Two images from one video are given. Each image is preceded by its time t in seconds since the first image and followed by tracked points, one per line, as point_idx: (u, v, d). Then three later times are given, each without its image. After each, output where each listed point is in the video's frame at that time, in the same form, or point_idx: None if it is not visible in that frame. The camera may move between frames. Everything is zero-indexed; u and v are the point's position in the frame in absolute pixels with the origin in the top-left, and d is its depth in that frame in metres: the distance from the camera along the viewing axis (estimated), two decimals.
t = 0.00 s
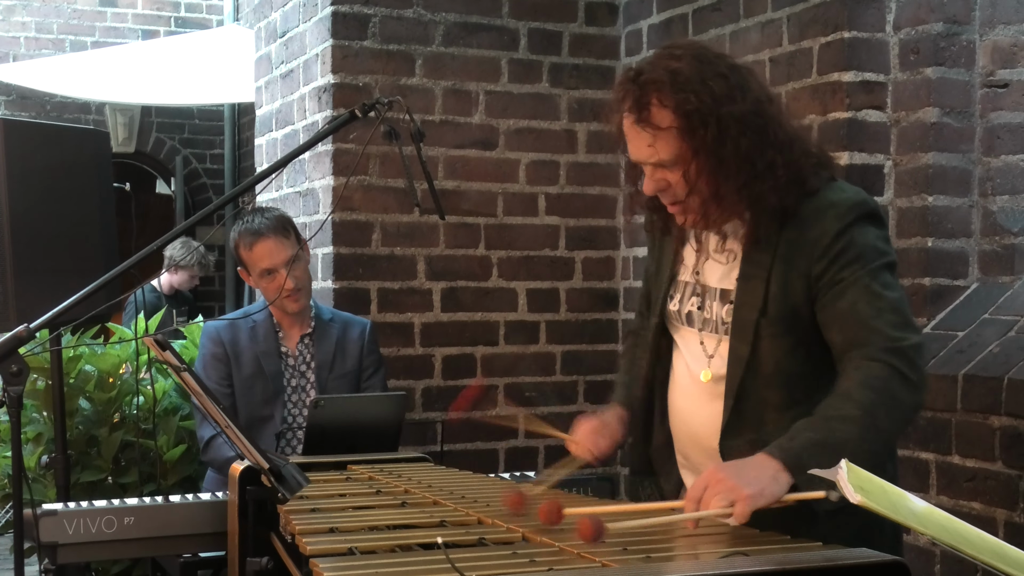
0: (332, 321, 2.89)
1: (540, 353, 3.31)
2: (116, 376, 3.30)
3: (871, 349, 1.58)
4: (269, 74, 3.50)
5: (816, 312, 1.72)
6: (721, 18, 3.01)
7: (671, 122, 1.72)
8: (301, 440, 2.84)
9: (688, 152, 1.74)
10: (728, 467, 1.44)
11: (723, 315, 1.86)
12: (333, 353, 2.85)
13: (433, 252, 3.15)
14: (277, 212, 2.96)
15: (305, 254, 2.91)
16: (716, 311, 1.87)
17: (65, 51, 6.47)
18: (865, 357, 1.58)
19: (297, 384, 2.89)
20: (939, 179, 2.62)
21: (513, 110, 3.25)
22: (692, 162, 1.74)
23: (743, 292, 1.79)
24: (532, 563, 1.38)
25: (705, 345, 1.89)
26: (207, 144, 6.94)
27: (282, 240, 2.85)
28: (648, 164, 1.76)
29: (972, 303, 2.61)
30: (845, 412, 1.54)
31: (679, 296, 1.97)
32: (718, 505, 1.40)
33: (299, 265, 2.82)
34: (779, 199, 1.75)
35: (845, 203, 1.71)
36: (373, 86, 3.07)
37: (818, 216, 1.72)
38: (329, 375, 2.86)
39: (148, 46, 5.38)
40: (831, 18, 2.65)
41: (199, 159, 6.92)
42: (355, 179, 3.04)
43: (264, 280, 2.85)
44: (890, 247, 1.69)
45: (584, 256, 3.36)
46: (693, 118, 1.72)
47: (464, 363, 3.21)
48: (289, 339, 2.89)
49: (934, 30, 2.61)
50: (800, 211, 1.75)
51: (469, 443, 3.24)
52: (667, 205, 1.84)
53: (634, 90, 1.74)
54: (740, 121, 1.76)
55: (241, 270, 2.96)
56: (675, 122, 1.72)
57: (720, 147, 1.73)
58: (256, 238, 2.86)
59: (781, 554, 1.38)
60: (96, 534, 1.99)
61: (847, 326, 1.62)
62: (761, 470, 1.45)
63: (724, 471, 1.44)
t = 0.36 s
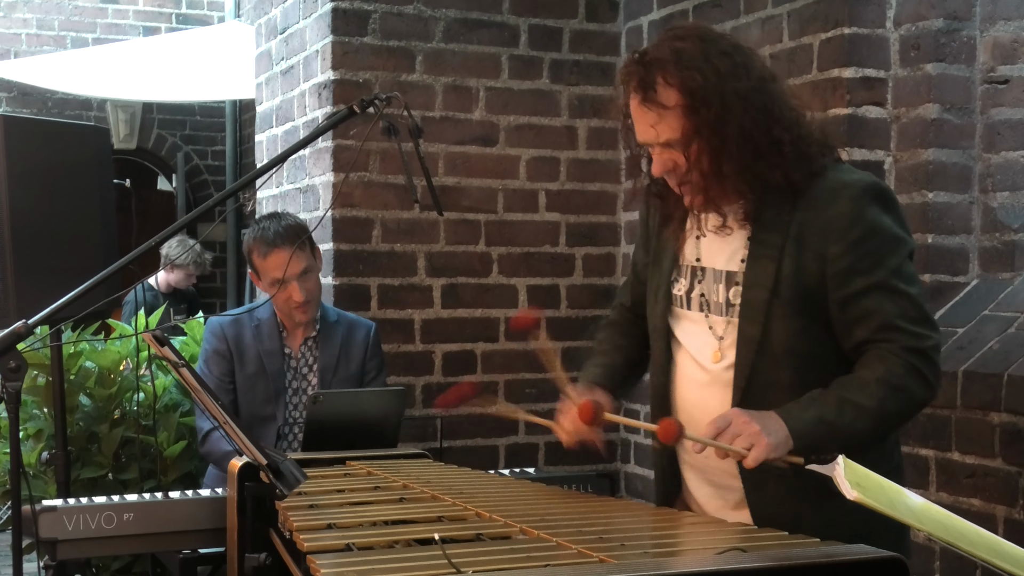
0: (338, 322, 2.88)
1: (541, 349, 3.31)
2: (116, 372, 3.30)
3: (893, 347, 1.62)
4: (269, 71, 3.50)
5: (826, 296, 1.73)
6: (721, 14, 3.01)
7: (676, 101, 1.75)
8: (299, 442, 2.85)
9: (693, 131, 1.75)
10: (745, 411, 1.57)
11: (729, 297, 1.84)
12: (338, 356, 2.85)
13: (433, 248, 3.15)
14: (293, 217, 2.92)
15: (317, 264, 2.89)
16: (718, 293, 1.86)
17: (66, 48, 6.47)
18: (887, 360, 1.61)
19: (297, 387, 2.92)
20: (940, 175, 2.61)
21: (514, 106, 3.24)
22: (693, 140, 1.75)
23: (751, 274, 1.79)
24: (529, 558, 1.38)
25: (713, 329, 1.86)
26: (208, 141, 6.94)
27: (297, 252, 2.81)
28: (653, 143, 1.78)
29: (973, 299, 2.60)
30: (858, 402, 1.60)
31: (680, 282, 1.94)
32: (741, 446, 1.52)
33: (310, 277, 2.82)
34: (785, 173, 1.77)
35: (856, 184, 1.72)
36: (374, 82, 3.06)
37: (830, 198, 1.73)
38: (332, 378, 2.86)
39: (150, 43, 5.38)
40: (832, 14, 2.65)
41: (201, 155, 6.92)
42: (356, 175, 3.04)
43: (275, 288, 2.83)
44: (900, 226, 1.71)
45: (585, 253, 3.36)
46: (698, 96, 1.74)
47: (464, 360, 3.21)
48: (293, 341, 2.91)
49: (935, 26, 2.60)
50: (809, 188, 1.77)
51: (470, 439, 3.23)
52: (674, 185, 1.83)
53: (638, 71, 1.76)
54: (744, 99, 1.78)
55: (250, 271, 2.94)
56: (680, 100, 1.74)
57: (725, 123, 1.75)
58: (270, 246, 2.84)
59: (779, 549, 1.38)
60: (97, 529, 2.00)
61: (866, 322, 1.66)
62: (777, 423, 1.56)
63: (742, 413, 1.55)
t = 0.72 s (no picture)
0: (340, 324, 2.88)
1: (542, 345, 3.31)
2: (116, 367, 3.30)
3: (905, 337, 1.61)
4: (270, 66, 3.49)
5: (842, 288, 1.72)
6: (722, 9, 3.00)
7: (719, 79, 1.72)
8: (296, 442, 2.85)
9: (732, 111, 1.72)
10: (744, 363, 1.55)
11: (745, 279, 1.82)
12: (339, 358, 2.85)
13: (434, 244, 3.14)
14: (298, 225, 2.93)
15: (321, 272, 2.89)
16: (739, 274, 1.84)
17: (68, 42, 6.47)
18: (893, 350, 1.60)
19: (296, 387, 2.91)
20: (941, 171, 2.61)
21: (514, 101, 3.24)
22: (729, 120, 1.73)
23: (767, 257, 1.77)
24: (526, 554, 1.38)
25: (724, 308, 1.85)
26: (210, 136, 6.94)
27: (302, 258, 2.81)
28: (687, 117, 1.75)
29: (974, 295, 2.60)
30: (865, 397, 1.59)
31: (693, 258, 1.94)
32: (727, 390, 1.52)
33: (315, 283, 2.82)
34: (807, 170, 1.74)
35: (882, 183, 1.70)
36: (374, 77, 3.06)
37: (856, 193, 1.71)
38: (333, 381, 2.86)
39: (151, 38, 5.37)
40: (832, 9, 2.64)
41: (202, 150, 6.92)
42: (356, 170, 3.04)
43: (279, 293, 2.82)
44: (918, 233, 1.70)
45: (585, 248, 3.35)
46: (742, 76, 1.71)
47: (465, 355, 3.21)
48: (293, 341, 2.91)
49: (935, 21, 2.60)
50: (838, 184, 1.74)
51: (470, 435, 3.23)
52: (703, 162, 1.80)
53: (686, 43, 1.75)
54: (786, 85, 1.74)
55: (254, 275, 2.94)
56: (724, 80, 1.72)
57: (761, 110, 1.72)
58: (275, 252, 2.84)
59: (777, 545, 1.38)
60: (96, 524, 2.01)
61: (878, 315, 1.64)
62: (772, 374, 1.57)
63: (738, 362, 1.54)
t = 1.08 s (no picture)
0: (341, 314, 2.88)
1: (544, 340, 3.31)
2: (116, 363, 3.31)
3: (924, 334, 1.59)
4: (271, 61, 3.49)
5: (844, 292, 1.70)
6: (723, 3, 3.00)
7: (692, 91, 1.75)
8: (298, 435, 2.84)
9: (709, 121, 1.74)
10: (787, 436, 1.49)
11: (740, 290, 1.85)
12: (340, 349, 2.84)
13: (435, 239, 3.14)
14: (300, 205, 2.94)
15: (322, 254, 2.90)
16: (734, 287, 1.86)
17: (69, 37, 6.46)
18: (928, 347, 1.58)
19: (298, 379, 2.90)
20: (943, 166, 2.60)
21: (515, 96, 3.23)
22: (705, 133, 1.75)
23: (764, 269, 1.78)
24: (527, 550, 1.38)
25: (719, 322, 1.88)
26: (211, 131, 6.94)
27: (303, 233, 2.83)
28: (664, 131, 1.78)
29: (976, 290, 2.59)
30: (895, 399, 1.56)
31: (687, 274, 1.97)
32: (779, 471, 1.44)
33: (314, 261, 2.83)
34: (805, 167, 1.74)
35: (869, 180, 1.70)
36: (375, 72, 3.06)
37: (842, 195, 1.71)
38: (334, 372, 2.86)
39: (152, 32, 5.36)
40: (834, 4, 2.63)
41: (203, 146, 6.92)
42: (357, 166, 3.03)
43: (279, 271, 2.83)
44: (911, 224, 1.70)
45: (586, 244, 3.35)
46: (715, 90, 1.74)
47: (466, 351, 3.21)
48: (293, 332, 2.91)
49: (938, 16, 2.59)
50: (822, 189, 1.75)
51: (472, 431, 3.23)
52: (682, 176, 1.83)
53: (660, 58, 1.78)
54: (759, 98, 1.77)
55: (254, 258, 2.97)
56: (696, 92, 1.75)
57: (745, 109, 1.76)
58: (276, 228, 2.85)
59: (779, 541, 1.37)
60: (95, 520, 2.00)
61: (894, 313, 1.62)
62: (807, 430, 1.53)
63: (782, 439, 1.48)
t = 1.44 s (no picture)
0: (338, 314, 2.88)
1: (545, 338, 3.31)
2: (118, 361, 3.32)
3: (910, 316, 1.56)
4: (273, 58, 3.48)
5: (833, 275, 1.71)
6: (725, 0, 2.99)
7: (674, 87, 1.75)
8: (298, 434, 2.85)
9: (689, 119, 1.75)
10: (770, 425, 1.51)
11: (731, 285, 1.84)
12: (337, 349, 2.85)
13: (436, 236, 3.14)
14: (296, 212, 2.95)
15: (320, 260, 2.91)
16: (725, 281, 1.85)
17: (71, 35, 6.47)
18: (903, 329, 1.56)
19: (296, 379, 2.91)
20: (945, 163, 2.59)
21: (517, 93, 3.23)
22: (687, 128, 1.76)
23: (752, 258, 1.79)
24: (528, 547, 1.37)
25: (713, 315, 1.87)
26: (213, 129, 6.94)
27: (301, 245, 2.83)
28: (649, 126, 1.79)
29: (978, 288, 2.59)
30: (876, 389, 1.55)
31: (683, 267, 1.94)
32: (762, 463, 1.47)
33: (312, 271, 2.84)
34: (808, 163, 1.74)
35: (854, 168, 1.70)
36: (376, 69, 3.05)
37: (829, 184, 1.71)
38: (332, 371, 2.87)
39: (154, 30, 5.36)
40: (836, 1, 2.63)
41: (205, 143, 6.92)
42: (358, 163, 3.03)
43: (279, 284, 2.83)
44: (900, 211, 1.68)
45: (588, 241, 3.35)
46: (698, 87, 1.75)
47: (467, 348, 3.20)
48: (289, 333, 2.91)
49: (939, 13, 2.59)
50: (808, 179, 1.74)
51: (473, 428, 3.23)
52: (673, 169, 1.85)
53: (642, 56, 1.78)
54: (743, 91, 1.78)
55: (250, 264, 2.96)
56: (679, 87, 1.75)
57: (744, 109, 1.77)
58: (275, 240, 2.86)
59: (780, 538, 1.37)
60: (95, 517, 2.01)
61: (881, 298, 1.60)
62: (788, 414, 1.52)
63: (762, 425, 1.50)
